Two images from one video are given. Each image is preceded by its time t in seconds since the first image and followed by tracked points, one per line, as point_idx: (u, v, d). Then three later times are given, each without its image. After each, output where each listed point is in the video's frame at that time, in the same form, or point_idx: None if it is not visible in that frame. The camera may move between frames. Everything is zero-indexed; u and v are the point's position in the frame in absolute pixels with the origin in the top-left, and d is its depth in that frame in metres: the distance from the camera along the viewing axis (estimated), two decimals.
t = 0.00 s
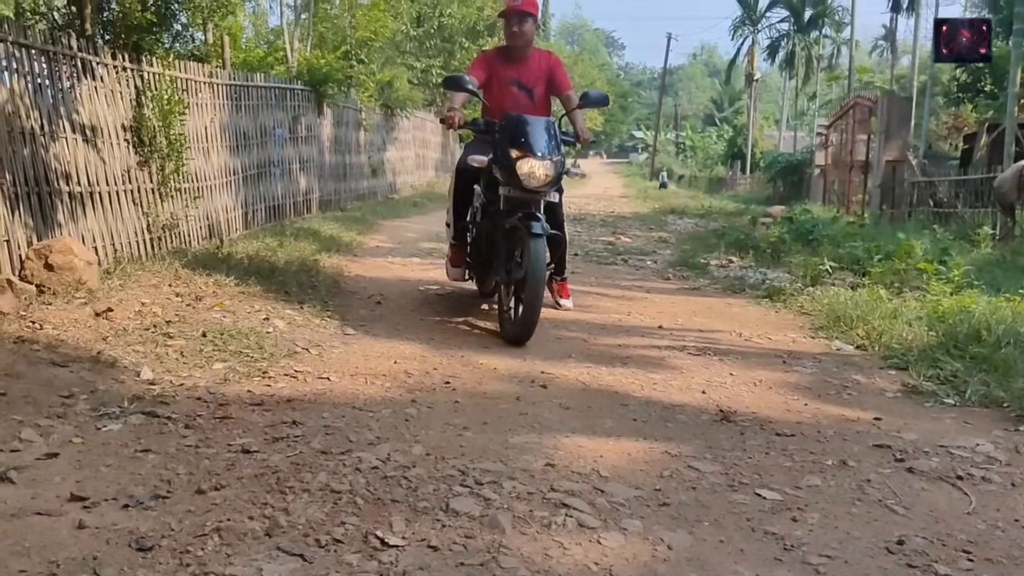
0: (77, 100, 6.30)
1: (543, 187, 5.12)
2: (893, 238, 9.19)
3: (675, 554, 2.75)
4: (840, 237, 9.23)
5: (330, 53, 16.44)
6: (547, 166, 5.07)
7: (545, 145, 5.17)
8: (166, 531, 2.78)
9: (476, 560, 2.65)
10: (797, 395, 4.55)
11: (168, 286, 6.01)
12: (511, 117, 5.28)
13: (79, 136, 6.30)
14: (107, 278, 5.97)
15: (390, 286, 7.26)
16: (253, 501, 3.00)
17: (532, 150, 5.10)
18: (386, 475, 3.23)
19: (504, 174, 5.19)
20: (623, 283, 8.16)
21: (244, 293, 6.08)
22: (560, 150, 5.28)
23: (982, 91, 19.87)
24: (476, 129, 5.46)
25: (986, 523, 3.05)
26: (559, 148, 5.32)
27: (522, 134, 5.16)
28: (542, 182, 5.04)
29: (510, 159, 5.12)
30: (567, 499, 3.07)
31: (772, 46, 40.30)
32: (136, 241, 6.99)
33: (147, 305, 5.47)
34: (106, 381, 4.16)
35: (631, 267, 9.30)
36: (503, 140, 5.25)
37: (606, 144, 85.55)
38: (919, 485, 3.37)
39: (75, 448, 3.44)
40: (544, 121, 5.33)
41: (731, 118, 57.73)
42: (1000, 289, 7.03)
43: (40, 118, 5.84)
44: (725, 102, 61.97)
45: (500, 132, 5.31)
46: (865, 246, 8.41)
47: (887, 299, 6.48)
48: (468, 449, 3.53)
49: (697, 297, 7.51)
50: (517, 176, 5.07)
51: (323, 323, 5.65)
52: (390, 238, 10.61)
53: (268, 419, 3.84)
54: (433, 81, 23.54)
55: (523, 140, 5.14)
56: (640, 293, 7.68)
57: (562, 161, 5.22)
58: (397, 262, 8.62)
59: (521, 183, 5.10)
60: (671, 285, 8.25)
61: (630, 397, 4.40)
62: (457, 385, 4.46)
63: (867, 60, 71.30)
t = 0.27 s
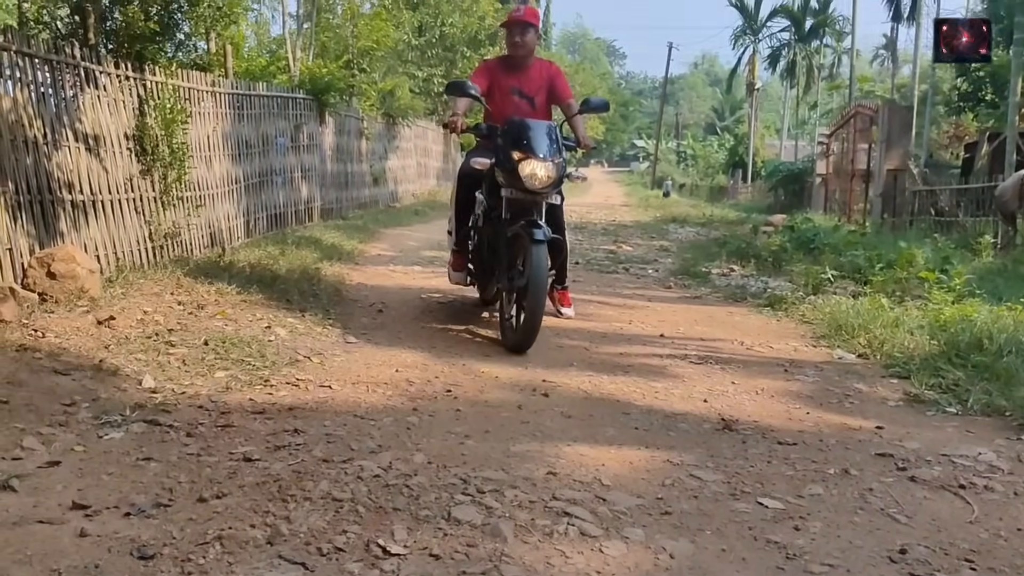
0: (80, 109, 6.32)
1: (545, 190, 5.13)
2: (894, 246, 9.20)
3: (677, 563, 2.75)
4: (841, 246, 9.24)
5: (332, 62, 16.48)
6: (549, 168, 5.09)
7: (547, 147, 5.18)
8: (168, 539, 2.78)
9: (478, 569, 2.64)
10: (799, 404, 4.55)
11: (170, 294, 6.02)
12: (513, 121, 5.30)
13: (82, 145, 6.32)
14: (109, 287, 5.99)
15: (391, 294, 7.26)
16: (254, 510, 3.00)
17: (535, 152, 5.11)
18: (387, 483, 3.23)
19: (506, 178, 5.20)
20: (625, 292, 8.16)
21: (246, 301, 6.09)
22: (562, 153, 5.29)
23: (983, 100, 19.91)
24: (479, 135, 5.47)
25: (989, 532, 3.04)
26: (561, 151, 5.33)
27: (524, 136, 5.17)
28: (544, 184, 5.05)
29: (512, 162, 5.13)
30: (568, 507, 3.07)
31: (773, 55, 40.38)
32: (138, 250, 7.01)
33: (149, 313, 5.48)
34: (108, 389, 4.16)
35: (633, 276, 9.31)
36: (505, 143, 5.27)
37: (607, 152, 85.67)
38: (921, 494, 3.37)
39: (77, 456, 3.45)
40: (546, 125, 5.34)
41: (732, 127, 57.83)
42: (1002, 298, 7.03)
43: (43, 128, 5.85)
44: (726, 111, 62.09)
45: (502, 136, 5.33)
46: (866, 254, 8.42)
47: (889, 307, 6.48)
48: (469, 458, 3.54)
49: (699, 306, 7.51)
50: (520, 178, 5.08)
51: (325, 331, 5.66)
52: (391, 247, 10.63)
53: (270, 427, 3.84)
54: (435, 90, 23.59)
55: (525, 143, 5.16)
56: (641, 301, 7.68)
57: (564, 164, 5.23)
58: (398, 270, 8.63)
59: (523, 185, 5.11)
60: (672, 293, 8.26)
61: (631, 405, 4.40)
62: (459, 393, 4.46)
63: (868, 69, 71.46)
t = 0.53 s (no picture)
0: (83, 116, 6.33)
1: (546, 193, 5.14)
2: (895, 253, 9.21)
3: (679, 570, 2.74)
4: (843, 252, 9.24)
5: (333, 69, 16.51)
6: (550, 172, 5.09)
7: (548, 150, 5.19)
8: (169, 545, 2.78)
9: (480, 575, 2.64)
10: (801, 411, 4.55)
11: (172, 301, 6.03)
12: (514, 125, 5.31)
13: (84, 151, 6.33)
14: (111, 293, 6.00)
15: (393, 301, 7.27)
16: (256, 516, 2.99)
17: (535, 155, 5.12)
18: (389, 490, 3.23)
19: (507, 181, 5.21)
20: (626, 298, 8.17)
21: (248, 308, 6.09)
22: (563, 156, 5.29)
23: (984, 107, 19.94)
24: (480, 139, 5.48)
25: (991, 539, 3.04)
26: (562, 155, 5.33)
27: (525, 140, 5.18)
28: (544, 188, 5.06)
29: (513, 165, 5.14)
30: (570, 514, 3.07)
31: (774, 62, 40.42)
32: (141, 256, 7.02)
33: (151, 319, 5.49)
34: (110, 395, 4.17)
35: (634, 283, 9.32)
36: (506, 147, 5.28)
37: (608, 159, 85.75)
38: (923, 501, 3.37)
39: (78, 462, 3.45)
40: (547, 129, 5.35)
41: (733, 134, 57.88)
42: (1003, 304, 7.03)
43: (46, 134, 5.87)
44: (728, 118, 62.16)
45: (504, 140, 5.34)
46: (868, 261, 8.42)
47: (891, 314, 6.48)
48: (471, 464, 3.54)
49: (701, 312, 7.51)
50: (520, 181, 5.09)
51: (327, 338, 5.67)
52: (393, 253, 10.64)
53: (271, 434, 3.84)
54: (437, 97, 23.64)
55: (526, 146, 5.17)
56: (643, 308, 7.69)
57: (565, 168, 5.24)
58: (400, 276, 8.64)
59: (523, 189, 5.11)
60: (674, 300, 8.26)
61: (633, 411, 4.40)
62: (460, 400, 4.46)
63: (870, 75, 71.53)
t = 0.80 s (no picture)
0: (86, 121, 6.34)
1: (545, 201, 5.14)
2: (897, 258, 9.21)
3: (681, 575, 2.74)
4: (845, 257, 9.24)
5: (336, 74, 16.53)
6: (549, 179, 5.10)
7: (547, 159, 5.20)
8: (171, 550, 2.77)
9: None
10: (803, 416, 4.54)
11: (174, 305, 6.04)
12: (512, 133, 5.32)
13: (87, 157, 6.34)
14: (113, 298, 6.00)
15: (395, 306, 7.27)
16: (257, 521, 2.99)
17: (534, 164, 5.13)
18: (390, 495, 3.23)
19: (507, 190, 5.22)
20: (628, 303, 8.17)
21: (249, 312, 6.10)
22: (561, 164, 5.31)
23: (986, 112, 19.94)
24: (478, 146, 5.48)
25: (994, 544, 3.03)
26: (561, 162, 5.34)
27: (524, 148, 5.19)
28: (544, 196, 5.07)
29: (512, 174, 5.14)
30: (572, 519, 3.07)
31: (776, 67, 40.43)
32: (143, 261, 7.02)
33: (153, 324, 5.49)
34: (111, 400, 4.17)
35: (636, 287, 9.31)
36: (505, 154, 5.29)
37: (610, 164, 85.81)
38: (926, 506, 3.36)
39: (79, 467, 3.45)
40: (545, 137, 5.36)
41: (735, 139, 57.92)
42: (1006, 309, 7.02)
43: (48, 139, 5.88)
44: (729, 123, 62.21)
45: (502, 148, 5.34)
46: (870, 266, 8.41)
47: (893, 319, 6.47)
48: (472, 469, 3.53)
49: (703, 317, 7.51)
50: (519, 189, 5.10)
51: (328, 342, 5.67)
52: (395, 258, 10.65)
53: (273, 438, 3.84)
54: (439, 102, 23.67)
55: (525, 155, 5.17)
56: (645, 313, 7.69)
57: (564, 175, 5.25)
58: (402, 281, 8.65)
59: (523, 198, 5.12)
60: (675, 304, 8.25)
61: (635, 416, 4.39)
62: (462, 405, 4.46)
63: (870, 80, 71.62)
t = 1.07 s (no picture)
0: (88, 125, 6.36)
1: (543, 206, 5.15)
2: (899, 261, 9.21)
3: None
4: (846, 261, 9.24)
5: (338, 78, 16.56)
6: (545, 184, 5.11)
7: (543, 163, 5.20)
8: (172, 554, 2.77)
9: None
10: (805, 419, 4.54)
11: (176, 309, 6.04)
12: (508, 138, 5.32)
13: (89, 160, 6.36)
14: (116, 301, 6.01)
15: (397, 309, 7.28)
16: (259, 525, 2.99)
17: (531, 168, 5.13)
18: (392, 498, 3.23)
19: (504, 195, 5.22)
20: (630, 307, 8.16)
21: (251, 316, 6.10)
22: (558, 168, 5.31)
23: (988, 115, 19.94)
24: (474, 152, 5.48)
25: (996, 548, 3.03)
26: (558, 166, 5.35)
27: (520, 153, 5.19)
28: (541, 200, 5.07)
29: (508, 179, 5.15)
30: (574, 523, 3.06)
31: (778, 70, 40.45)
32: (145, 265, 7.03)
33: (155, 327, 5.50)
34: (114, 404, 4.17)
35: (638, 291, 9.31)
36: (501, 159, 5.29)
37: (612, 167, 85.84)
38: (928, 510, 3.35)
39: (81, 470, 3.45)
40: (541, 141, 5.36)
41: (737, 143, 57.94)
42: (1008, 312, 7.02)
43: (51, 143, 5.89)
44: (731, 126, 62.22)
45: (498, 153, 5.35)
46: (872, 269, 8.41)
47: (895, 322, 6.46)
48: (474, 473, 3.53)
49: (704, 320, 7.50)
50: (516, 194, 5.10)
51: (330, 346, 5.67)
52: (397, 261, 10.66)
53: (275, 442, 3.84)
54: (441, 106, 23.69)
55: (521, 160, 5.18)
56: (647, 316, 7.69)
57: (561, 179, 5.25)
58: (404, 285, 8.65)
59: (520, 203, 5.13)
60: (677, 308, 8.25)
61: (637, 420, 4.39)
62: (464, 408, 4.45)
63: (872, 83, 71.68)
